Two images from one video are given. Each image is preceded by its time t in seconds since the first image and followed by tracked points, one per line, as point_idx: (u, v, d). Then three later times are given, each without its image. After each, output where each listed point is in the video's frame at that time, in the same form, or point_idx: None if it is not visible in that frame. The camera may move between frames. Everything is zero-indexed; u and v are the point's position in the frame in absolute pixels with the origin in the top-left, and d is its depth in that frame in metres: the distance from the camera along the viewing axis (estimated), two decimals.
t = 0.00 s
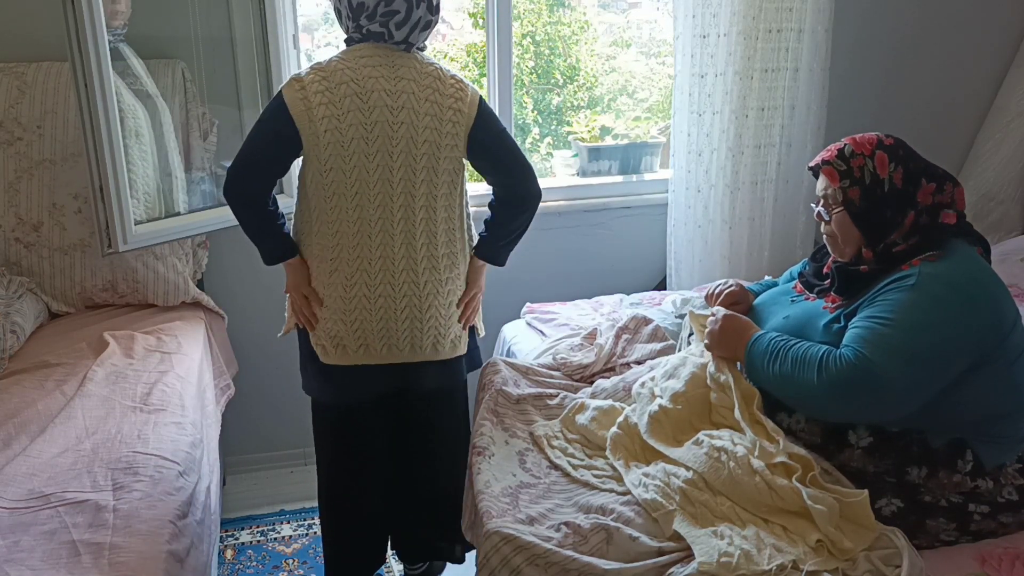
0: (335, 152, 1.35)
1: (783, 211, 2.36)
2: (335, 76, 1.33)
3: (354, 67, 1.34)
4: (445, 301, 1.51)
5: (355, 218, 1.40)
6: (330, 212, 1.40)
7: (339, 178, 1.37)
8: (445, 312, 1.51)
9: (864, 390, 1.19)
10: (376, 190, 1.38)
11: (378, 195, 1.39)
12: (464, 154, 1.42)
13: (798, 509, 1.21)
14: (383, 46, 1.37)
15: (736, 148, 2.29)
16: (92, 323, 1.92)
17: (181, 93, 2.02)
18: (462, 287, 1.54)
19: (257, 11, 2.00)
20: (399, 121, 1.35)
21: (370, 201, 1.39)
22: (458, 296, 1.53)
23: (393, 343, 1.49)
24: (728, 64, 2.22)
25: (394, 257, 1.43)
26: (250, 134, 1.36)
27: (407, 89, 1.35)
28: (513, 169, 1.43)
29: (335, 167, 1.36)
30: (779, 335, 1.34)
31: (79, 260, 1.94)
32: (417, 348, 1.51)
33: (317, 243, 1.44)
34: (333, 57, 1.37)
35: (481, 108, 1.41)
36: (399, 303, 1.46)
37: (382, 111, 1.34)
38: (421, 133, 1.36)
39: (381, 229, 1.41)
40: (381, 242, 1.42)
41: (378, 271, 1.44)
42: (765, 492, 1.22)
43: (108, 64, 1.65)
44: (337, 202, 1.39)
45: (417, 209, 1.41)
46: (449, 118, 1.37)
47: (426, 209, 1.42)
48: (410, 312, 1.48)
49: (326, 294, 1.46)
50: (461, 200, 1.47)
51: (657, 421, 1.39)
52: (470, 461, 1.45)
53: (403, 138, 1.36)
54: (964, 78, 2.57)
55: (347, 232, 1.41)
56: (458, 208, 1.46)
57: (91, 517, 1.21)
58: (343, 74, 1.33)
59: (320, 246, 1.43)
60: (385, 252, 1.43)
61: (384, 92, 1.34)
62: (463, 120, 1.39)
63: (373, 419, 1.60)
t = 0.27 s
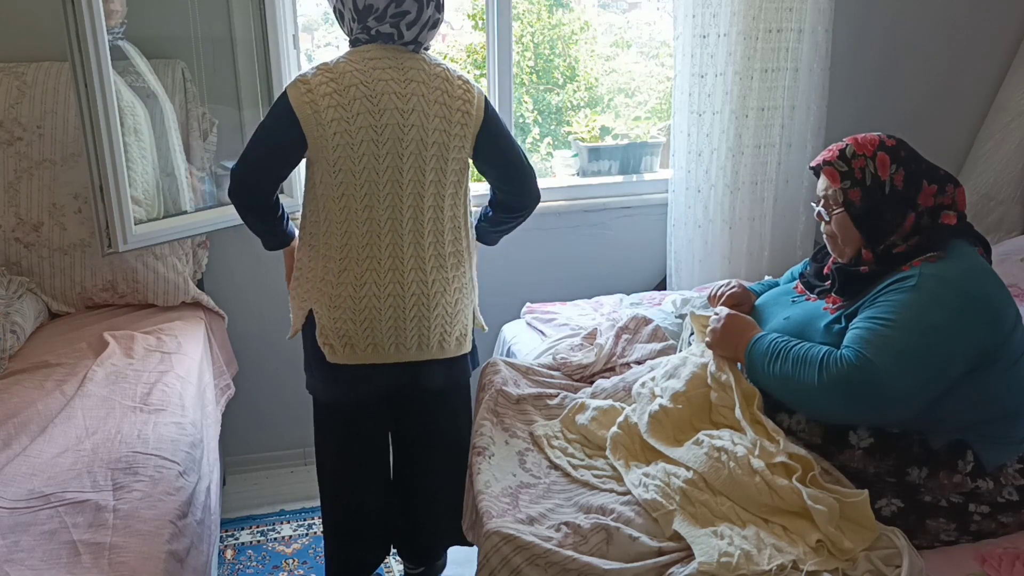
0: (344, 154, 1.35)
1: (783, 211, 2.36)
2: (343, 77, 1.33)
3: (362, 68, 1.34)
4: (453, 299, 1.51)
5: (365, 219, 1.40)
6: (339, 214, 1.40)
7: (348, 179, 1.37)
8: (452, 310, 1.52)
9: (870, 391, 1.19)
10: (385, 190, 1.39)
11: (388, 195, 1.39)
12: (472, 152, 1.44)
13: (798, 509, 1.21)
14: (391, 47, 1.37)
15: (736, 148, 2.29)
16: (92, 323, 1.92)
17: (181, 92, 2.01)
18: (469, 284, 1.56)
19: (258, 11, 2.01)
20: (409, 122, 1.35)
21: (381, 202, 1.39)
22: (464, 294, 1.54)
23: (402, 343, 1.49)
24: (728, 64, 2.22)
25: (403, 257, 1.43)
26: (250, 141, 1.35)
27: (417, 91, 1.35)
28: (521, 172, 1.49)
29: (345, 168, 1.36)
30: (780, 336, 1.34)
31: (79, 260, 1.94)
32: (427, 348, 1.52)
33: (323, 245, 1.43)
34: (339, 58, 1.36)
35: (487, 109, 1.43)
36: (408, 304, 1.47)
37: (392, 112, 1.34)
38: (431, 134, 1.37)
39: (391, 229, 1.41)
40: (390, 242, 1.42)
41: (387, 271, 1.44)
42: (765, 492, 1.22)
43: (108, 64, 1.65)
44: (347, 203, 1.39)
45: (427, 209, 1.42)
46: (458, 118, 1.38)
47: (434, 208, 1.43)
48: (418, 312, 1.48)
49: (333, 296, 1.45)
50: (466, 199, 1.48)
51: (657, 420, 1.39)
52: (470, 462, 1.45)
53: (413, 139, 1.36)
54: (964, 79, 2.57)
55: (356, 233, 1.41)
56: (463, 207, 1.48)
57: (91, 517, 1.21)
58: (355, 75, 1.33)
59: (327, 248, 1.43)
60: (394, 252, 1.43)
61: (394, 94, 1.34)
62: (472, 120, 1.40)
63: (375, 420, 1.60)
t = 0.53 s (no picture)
0: (349, 155, 1.35)
1: (783, 211, 2.36)
2: (348, 80, 1.33)
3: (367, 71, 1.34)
4: (456, 300, 1.51)
5: (369, 220, 1.40)
6: (343, 215, 1.39)
7: (351, 179, 1.37)
8: (456, 311, 1.52)
9: (871, 391, 1.19)
10: (389, 191, 1.39)
11: (391, 195, 1.39)
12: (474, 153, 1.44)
13: (798, 509, 1.21)
14: (397, 49, 1.38)
15: (736, 148, 2.29)
16: (92, 323, 1.92)
17: (181, 92, 2.01)
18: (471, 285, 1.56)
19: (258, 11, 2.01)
20: (414, 123, 1.36)
21: (385, 203, 1.39)
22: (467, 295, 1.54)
23: (406, 344, 1.49)
24: (728, 64, 2.22)
25: (406, 257, 1.43)
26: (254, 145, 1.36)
27: (423, 93, 1.36)
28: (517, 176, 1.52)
29: (348, 168, 1.36)
30: (779, 336, 1.34)
31: (79, 260, 1.94)
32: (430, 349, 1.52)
33: (327, 246, 1.43)
34: (343, 61, 1.37)
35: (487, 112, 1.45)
36: (412, 305, 1.46)
37: (395, 111, 1.35)
38: (434, 135, 1.37)
39: (394, 230, 1.41)
40: (393, 243, 1.42)
41: (391, 272, 1.43)
42: (765, 492, 1.22)
43: (108, 64, 1.65)
44: (352, 205, 1.38)
45: (429, 209, 1.42)
46: (462, 119, 1.39)
47: (437, 209, 1.43)
48: (421, 313, 1.48)
49: (336, 297, 1.45)
50: (468, 199, 1.48)
51: (657, 420, 1.40)
52: (470, 462, 1.45)
53: (417, 139, 1.36)
54: (964, 79, 2.57)
55: (360, 234, 1.40)
56: (465, 208, 1.48)
57: (91, 517, 1.21)
58: (362, 77, 1.34)
59: (330, 249, 1.43)
60: (398, 253, 1.43)
61: (399, 95, 1.34)
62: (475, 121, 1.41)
63: (375, 421, 1.60)
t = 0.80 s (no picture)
0: (348, 155, 1.35)
1: (783, 211, 2.36)
2: (346, 80, 1.34)
3: (365, 70, 1.34)
4: (456, 300, 1.51)
5: (370, 220, 1.39)
6: (343, 215, 1.39)
7: (351, 179, 1.37)
8: (456, 311, 1.52)
9: (872, 392, 1.19)
10: (389, 191, 1.38)
11: (392, 195, 1.39)
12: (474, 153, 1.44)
13: (798, 509, 1.21)
14: (395, 49, 1.38)
15: (736, 148, 2.29)
16: (92, 323, 1.92)
17: (181, 92, 2.01)
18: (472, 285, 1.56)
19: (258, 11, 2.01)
20: (413, 122, 1.35)
21: (385, 202, 1.39)
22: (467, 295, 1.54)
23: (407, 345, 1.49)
24: (728, 64, 2.22)
25: (407, 257, 1.43)
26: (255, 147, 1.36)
27: (421, 92, 1.36)
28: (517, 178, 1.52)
29: (348, 168, 1.36)
30: (779, 337, 1.34)
31: (79, 260, 1.94)
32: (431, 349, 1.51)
33: (327, 247, 1.43)
34: (341, 61, 1.37)
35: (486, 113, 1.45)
36: (412, 305, 1.46)
37: (395, 111, 1.35)
38: (433, 134, 1.37)
39: (394, 230, 1.41)
40: (394, 243, 1.42)
41: (391, 272, 1.43)
42: (765, 492, 1.22)
43: (108, 64, 1.65)
44: (352, 205, 1.38)
45: (430, 209, 1.42)
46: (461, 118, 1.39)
47: (437, 209, 1.43)
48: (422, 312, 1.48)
49: (337, 298, 1.44)
50: (468, 200, 1.48)
51: (657, 421, 1.40)
52: (470, 462, 1.45)
53: (416, 139, 1.36)
54: (964, 79, 2.57)
55: (360, 234, 1.40)
56: (466, 208, 1.48)
57: (91, 517, 1.21)
58: (360, 77, 1.34)
59: (331, 250, 1.43)
60: (398, 253, 1.42)
61: (398, 95, 1.34)
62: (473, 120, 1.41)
63: (376, 421, 1.60)
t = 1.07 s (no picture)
0: (348, 154, 1.35)
1: (783, 211, 2.36)
2: (346, 78, 1.33)
3: (365, 69, 1.34)
4: (456, 299, 1.52)
5: (370, 220, 1.40)
6: (344, 214, 1.39)
7: (352, 179, 1.37)
8: (455, 310, 1.52)
9: (873, 392, 1.19)
10: (389, 191, 1.38)
11: (393, 195, 1.39)
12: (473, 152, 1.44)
13: (798, 509, 1.21)
14: (394, 46, 1.38)
15: (736, 148, 2.29)
16: (92, 323, 1.92)
17: (181, 92, 2.00)
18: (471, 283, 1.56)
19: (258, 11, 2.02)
20: (412, 121, 1.36)
21: (385, 201, 1.39)
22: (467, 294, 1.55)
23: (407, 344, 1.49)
24: (728, 64, 2.22)
25: (407, 257, 1.43)
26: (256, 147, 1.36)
27: (421, 90, 1.36)
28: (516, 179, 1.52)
29: (349, 168, 1.36)
30: (778, 337, 1.34)
31: (79, 260, 1.94)
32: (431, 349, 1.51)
33: (328, 247, 1.43)
34: (340, 60, 1.36)
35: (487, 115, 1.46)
36: (413, 305, 1.46)
37: (396, 111, 1.35)
38: (432, 133, 1.37)
39: (395, 230, 1.41)
40: (394, 243, 1.42)
41: (391, 272, 1.44)
42: (765, 492, 1.22)
43: (108, 64, 1.65)
44: (352, 204, 1.38)
45: (430, 209, 1.42)
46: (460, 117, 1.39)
47: (437, 208, 1.43)
48: (422, 312, 1.48)
49: (338, 298, 1.45)
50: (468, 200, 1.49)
51: (657, 421, 1.40)
52: (470, 462, 1.45)
53: (416, 138, 1.36)
54: (964, 79, 2.57)
55: (361, 234, 1.40)
56: (466, 207, 1.48)
57: (91, 517, 1.21)
58: (359, 76, 1.34)
59: (331, 250, 1.43)
60: (399, 253, 1.43)
61: (397, 93, 1.34)
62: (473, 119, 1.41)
63: (375, 421, 1.60)
